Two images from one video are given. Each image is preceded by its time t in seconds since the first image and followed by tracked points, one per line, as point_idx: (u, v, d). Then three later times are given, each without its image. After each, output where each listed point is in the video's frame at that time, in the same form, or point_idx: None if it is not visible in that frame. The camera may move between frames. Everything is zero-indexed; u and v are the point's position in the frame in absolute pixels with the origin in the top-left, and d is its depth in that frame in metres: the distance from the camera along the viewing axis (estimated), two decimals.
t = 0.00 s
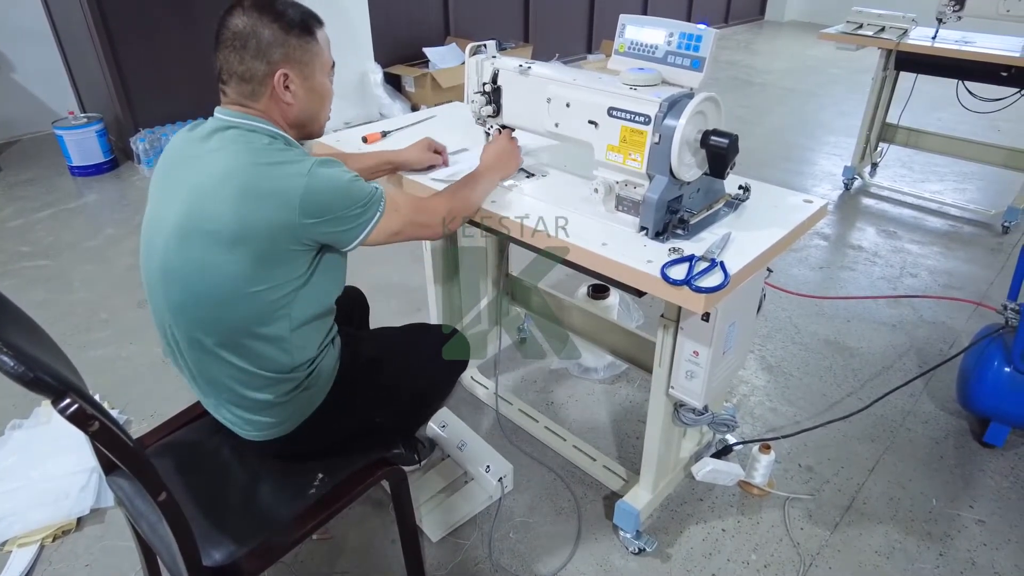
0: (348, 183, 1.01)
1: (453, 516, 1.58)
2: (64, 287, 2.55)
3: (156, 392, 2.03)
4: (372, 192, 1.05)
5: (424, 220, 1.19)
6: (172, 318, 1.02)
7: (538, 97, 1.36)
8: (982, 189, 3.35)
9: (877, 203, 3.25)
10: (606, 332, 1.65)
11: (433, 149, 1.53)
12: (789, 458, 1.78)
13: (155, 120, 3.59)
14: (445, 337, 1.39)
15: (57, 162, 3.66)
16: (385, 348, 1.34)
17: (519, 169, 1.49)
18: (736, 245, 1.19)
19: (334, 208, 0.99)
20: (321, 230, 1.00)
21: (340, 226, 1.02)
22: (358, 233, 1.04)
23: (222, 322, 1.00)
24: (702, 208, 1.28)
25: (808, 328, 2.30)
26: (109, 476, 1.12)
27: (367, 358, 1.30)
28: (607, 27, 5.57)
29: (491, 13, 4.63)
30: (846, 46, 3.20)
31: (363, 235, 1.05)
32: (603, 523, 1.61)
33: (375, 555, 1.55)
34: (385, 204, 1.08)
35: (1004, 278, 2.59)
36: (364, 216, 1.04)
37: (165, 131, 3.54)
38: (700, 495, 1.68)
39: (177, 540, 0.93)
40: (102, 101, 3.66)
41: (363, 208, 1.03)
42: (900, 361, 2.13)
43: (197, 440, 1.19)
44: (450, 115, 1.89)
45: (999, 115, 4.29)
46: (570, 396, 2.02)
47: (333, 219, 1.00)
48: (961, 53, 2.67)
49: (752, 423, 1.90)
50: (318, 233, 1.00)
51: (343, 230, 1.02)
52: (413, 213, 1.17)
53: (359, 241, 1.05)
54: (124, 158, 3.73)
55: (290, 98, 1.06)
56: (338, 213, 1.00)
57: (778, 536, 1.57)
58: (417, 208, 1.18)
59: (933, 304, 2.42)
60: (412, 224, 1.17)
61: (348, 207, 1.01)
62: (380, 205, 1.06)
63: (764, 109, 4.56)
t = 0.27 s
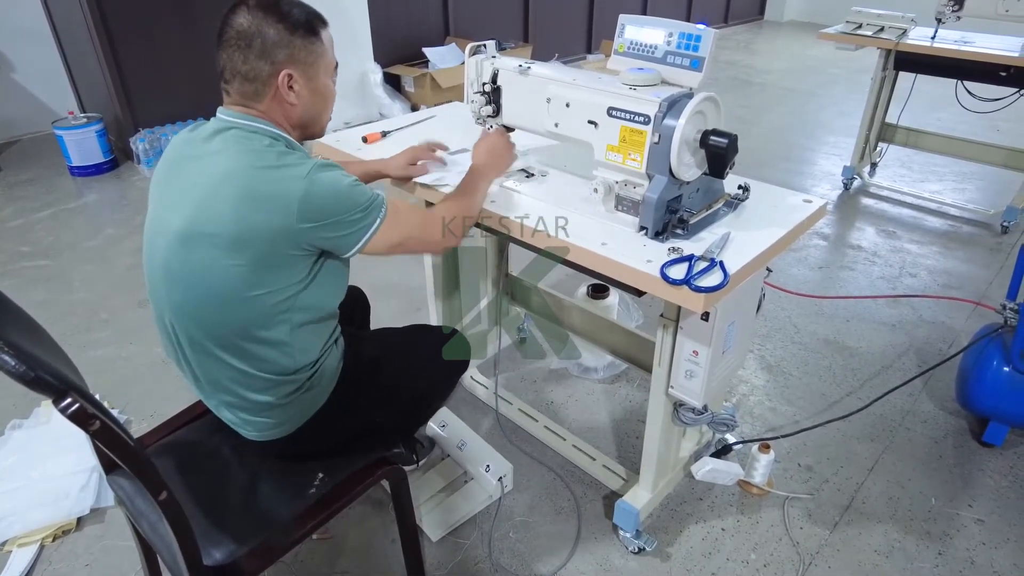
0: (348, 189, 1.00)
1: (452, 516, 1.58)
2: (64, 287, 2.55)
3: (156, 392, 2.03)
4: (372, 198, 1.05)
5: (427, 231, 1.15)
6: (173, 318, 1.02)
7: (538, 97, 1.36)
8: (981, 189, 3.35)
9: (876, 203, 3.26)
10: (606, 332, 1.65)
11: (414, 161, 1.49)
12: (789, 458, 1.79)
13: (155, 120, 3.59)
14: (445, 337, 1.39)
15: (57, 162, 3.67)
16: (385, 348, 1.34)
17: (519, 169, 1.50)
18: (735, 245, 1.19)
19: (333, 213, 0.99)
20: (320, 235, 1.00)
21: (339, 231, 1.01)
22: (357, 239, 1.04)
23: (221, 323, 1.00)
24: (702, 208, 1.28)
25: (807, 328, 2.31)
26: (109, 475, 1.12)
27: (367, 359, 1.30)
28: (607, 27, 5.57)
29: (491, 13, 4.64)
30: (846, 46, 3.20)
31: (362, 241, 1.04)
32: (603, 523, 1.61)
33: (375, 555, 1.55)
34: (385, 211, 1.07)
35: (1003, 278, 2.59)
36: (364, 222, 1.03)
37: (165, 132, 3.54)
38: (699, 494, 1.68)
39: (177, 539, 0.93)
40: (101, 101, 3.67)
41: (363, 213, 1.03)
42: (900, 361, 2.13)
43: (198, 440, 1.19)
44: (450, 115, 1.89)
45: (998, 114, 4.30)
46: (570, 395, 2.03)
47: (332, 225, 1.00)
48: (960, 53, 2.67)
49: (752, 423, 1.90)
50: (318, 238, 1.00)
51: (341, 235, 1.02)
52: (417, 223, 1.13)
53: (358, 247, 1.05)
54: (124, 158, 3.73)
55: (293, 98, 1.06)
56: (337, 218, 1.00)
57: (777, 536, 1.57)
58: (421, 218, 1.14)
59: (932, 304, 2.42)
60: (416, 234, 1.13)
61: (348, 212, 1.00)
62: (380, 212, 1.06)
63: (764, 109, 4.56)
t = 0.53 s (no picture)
0: (339, 192, 0.96)
1: (452, 516, 1.59)
2: (64, 287, 2.55)
3: (157, 392, 2.03)
4: (366, 204, 0.98)
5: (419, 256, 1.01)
6: (175, 316, 1.03)
7: (538, 97, 1.36)
8: (980, 189, 3.36)
9: (876, 203, 3.26)
10: (606, 332, 1.65)
11: (414, 167, 1.48)
12: (788, 457, 1.79)
13: (155, 120, 3.60)
14: (445, 337, 1.39)
15: (57, 163, 3.67)
16: (386, 349, 1.34)
17: (519, 169, 1.50)
18: (735, 244, 1.20)
19: (322, 217, 0.94)
20: (309, 241, 0.96)
21: (327, 238, 0.96)
22: (346, 247, 0.97)
23: (218, 322, 1.01)
24: (702, 208, 1.28)
25: (807, 327, 2.31)
26: (111, 474, 1.12)
27: (369, 359, 1.31)
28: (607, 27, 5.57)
29: (490, 13, 4.64)
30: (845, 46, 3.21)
31: (352, 250, 0.97)
32: (604, 522, 1.62)
33: (375, 555, 1.55)
34: (377, 224, 0.98)
35: (1002, 278, 2.60)
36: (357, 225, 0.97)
37: (165, 132, 3.55)
38: (699, 494, 1.68)
39: (178, 538, 0.93)
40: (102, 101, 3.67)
41: (354, 219, 0.96)
42: (899, 361, 2.14)
43: (199, 439, 1.19)
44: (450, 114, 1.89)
45: (998, 114, 4.30)
46: (571, 395, 2.03)
47: (322, 228, 0.95)
48: (959, 54, 2.67)
49: (752, 422, 1.90)
50: (310, 242, 0.96)
51: (330, 242, 0.96)
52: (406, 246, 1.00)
53: (348, 257, 0.98)
54: (124, 159, 3.73)
55: (303, 92, 1.06)
56: (325, 224, 0.94)
57: (777, 535, 1.57)
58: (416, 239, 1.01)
59: (932, 304, 2.43)
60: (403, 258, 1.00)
61: (336, 218, 0.95)
62: (372, 216, 0.98)
63: (763, 109, 4.57)
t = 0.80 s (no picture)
0: (338, 189, 0.95)
1: (452, 516, 1.59)
2: (64, 287, 2.55)
3: (157, 392, 2.03)
4: (366, 200, 0.97)
5: (420, 252, 1.01)
6: (178, 316, 1.04)
7: (538, 97, 1.36)
8: (979, 189, 3.36)
9: (876, 203, 3.26)
10: (606, 332, 1.65)
11: (429, 152, 1.53)
12: (788, 457, 1.79)
13: (155, 120, 3.60)
14: (445, 337, 1.39)
15: (57, 163, 3.67)
16: (387, 349, 1.34)
17: (519, 169, 1.50)
18: (735, 244, 1.20)
19: (321, 215, 0.94)
20: (309, 238, 0.95)
21: (327, 235, 0.95)
22: (346, 243, 0.95)
23: (222, 321, 1.01)
24: (702, 208, 1.29)
25: (806, 327, 2.31)
26: (112, 473, 1.13)
27: (370, 359, 1.31)
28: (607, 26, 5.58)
29: (490, 13, 4.64)
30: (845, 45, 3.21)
31: (352, 247, 0.96)
32: (604, 522, 1.62)
33: (376, 554, 1.55)
34: (378, 221, 0.98)
35: (1001, 278, 2.60)
36: (358, 223, 0.96)
37: (165, 132, 3.55)
38: (699, 493, 1.68)
39: (180, 537, 0.93)
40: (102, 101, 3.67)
41: (353, 215, 0.95)
42: (899, 360, 2.14)
43: (200, 438, 1.19)
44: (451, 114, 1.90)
45: (997, 114, 4.31)
46: (571, 394, 2.03)
47: (322, 228, 0.94)
48: (958, 54, 2.67)
49: (752, 422, 1.90)
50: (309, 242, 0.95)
51: (330, 240, 0.95)
52: (407, 242, 0.99)
53: (349, 254, 0.96)
54: (124, 159, 3.73)
55: (310, 92, 1.07)
56: (324, 221, 0.93)
57: (777, 534, 1.57)
58: (417, 237, 1.01)
59: (932, 303, 2.43)
60: (404, 255, 0.99)
61: (335, 213, 0.94)
62: (373, 215, 0.97)
63: (763, 109, 4.57)
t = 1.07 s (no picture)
0: (340, 199, 0.95)
1: (452, 516, 1.59)
2: (64, 287, 2.55)
3: (158, 392, 2.04)
4: (369, 212, 0.97)
5: (421, 270, 1.01)
6: (180, 315, 1.04)
7: (538, 96, 1.37)
8: (979, 189, 3.36)
9: (875, 203, 3.26)
10: (606, 331, 1.65)
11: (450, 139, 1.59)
12: (788, 456, 1.79)
13: (155, 120, 3.60)
14: (445, 338, 1.40)
15: (57, 163, 3.67)
16: (388, 350, 1.35)
17: (519, 169, 1.50)
18: (735, 243, 1.20)
19: (323, 224, 0.94)
20: (309, 247, 0.95)
21: (328, 244, 0.95)
22: (347, 255, 0.95)
23: (222, 322, 1.02)
24: (702, 207, 1.29)
25: (806, 327, 2.32)
26: (113, 473, 1.13)
27: (371, 360, 1.32)
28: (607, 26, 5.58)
29: (490, 13, 4.64)
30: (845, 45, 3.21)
31: (354, 259, 0.96)
32: (605, 521, 1.62)
33: (377, 555, 1.55)
34: (381, 238, 0.98)
35: (1001, 277, 2.60)
36: (358, 230, 0.96)
37: (165, 132, 3.55)
38: (700, 493, 1.69)
39: (182, 535, 0.94)
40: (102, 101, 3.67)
41: (354, 226, 0.95)
42: (899, 360, 2.14)
43: (201, 438, 1.20)
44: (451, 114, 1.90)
45: (996, 114, 4.31)
46: (571, 394, 2.03)
47: (322, 234, 0.94)
48: (958, 54, 2.68)
49: (751, 421, 1.91)
50: (310, 247, 0.95)
51: (331, 250, 0.95)
52: (410, 259, 1.00)
53: (349, 265, 0.96)
54: (124, 159, 3.73)
55: (314, 92, 1.07)
56: (324, 228, 0.94)
57: (777, 533, 1.58)
58: (420, 255, 1.02)
59: (931, 303, 2.43)
60: (405, 272, 1.00)
61: (337, 224, 0.94)
62: (376, 231, 0.97)
63: (763, 109, 4.57)
